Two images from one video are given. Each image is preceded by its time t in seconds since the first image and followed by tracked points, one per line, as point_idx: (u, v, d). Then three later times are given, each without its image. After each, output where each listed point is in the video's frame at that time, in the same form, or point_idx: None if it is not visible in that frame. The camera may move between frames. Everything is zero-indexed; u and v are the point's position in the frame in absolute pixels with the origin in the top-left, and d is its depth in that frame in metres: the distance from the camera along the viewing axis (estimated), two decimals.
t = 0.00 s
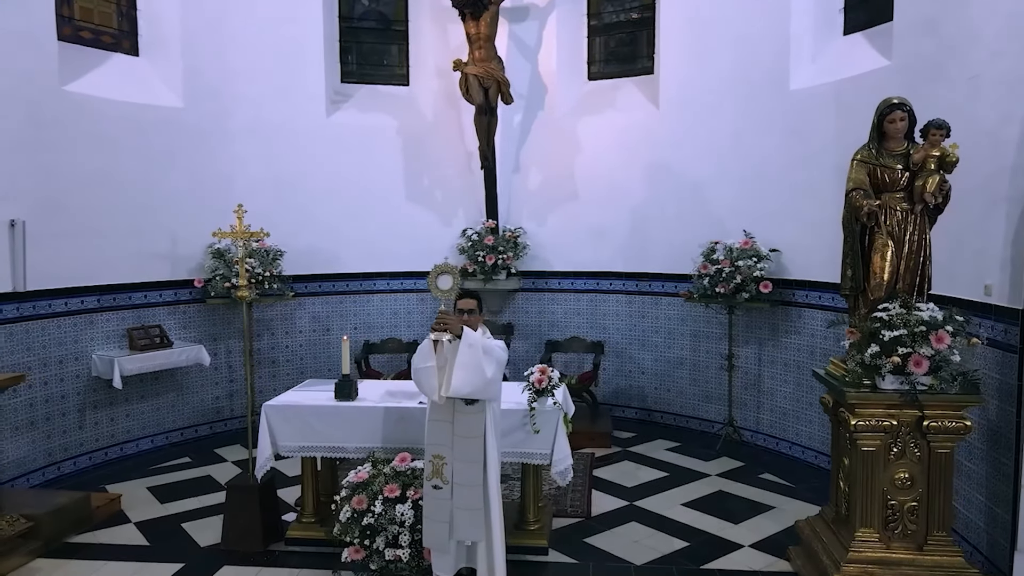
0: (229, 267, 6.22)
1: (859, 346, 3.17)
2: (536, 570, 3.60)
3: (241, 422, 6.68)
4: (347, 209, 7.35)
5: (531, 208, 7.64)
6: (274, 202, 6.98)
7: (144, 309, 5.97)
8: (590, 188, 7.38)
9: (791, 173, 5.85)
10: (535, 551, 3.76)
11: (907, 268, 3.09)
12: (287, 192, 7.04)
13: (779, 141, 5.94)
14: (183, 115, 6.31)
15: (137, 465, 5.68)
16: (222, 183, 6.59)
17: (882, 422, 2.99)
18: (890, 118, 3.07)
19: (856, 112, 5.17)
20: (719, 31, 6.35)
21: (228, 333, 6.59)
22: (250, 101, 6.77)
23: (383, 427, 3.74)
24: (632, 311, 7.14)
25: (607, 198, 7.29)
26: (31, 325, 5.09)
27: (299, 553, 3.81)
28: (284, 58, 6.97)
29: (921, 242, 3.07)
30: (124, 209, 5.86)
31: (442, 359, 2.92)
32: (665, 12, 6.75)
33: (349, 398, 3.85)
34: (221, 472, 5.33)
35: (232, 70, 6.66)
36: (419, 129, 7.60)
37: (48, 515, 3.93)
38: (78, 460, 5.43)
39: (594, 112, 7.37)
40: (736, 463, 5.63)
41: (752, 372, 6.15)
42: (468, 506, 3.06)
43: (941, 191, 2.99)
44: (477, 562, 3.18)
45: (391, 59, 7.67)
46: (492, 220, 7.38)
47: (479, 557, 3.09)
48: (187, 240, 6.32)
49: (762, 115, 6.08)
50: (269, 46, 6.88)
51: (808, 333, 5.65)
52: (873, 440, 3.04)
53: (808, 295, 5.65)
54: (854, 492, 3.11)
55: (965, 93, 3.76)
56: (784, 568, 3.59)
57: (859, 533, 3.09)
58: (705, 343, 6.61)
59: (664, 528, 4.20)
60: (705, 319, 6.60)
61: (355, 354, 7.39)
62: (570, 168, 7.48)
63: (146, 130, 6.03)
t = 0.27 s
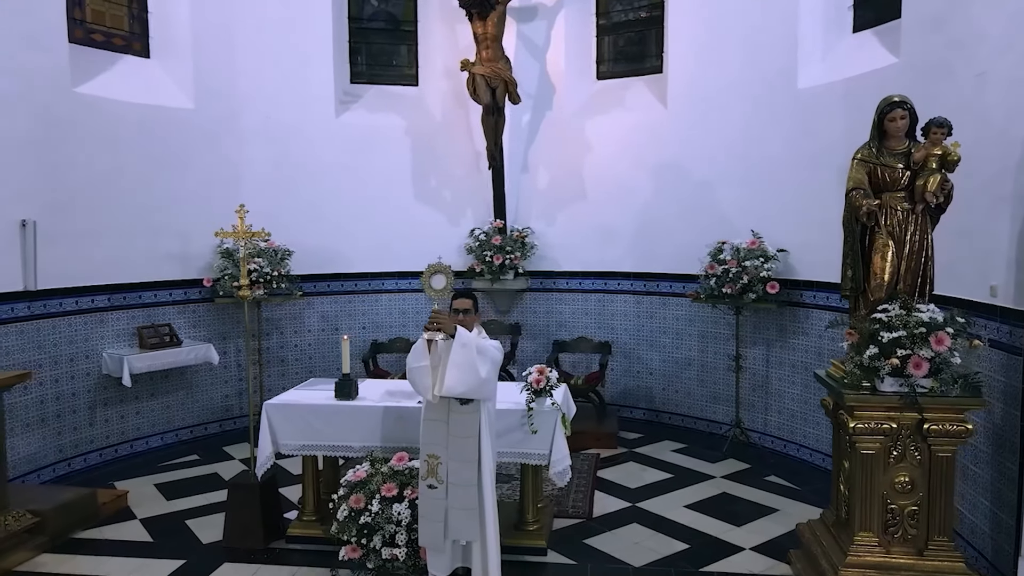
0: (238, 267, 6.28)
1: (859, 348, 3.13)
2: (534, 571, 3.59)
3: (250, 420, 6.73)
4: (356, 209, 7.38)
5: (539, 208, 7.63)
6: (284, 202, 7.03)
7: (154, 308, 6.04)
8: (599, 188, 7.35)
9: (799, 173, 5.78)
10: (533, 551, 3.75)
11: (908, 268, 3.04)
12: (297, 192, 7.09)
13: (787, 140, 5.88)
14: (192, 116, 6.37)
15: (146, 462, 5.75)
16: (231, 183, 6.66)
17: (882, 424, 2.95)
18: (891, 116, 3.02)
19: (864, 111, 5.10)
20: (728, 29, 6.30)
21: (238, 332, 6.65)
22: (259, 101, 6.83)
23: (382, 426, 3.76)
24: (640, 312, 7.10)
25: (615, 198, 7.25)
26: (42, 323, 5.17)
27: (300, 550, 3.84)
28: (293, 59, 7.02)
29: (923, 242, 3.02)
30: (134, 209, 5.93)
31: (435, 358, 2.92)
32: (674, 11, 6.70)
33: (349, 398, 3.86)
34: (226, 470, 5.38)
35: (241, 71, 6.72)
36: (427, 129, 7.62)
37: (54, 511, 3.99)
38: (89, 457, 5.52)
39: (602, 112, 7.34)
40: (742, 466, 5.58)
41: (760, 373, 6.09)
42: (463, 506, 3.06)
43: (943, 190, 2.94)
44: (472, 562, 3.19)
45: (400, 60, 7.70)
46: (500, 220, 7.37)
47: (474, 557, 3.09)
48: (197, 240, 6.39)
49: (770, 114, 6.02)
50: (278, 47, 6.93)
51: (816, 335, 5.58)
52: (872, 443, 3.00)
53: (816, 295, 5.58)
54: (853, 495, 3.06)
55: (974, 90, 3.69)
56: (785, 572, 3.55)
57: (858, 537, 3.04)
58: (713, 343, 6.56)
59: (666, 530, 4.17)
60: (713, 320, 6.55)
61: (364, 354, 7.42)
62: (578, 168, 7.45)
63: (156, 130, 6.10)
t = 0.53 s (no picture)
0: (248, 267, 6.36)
1: (858, 350, 3.08)
2: (532, 571, 3.58)
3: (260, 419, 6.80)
4: (366, 210, 7.42)
5: (549, 208, 7.61)
6: (294, 202, 7.09)
7: (165, 307, 6.12)
8: (608, 188, 7.32)
9: (809, 172, 5.71)
10: (532, 552, 3.75)
11: (909, 269, 2.99)
12: (307, 192, 7.15)
13: (797, 139, 5.81)
14: (204, 117, 6.45)
15: (157, 459, 5.83)
16: (242, 184, 6.73)
17: (881, 428, 2.90)
18: (891, 114, 2.97)
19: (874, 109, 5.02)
20: (738, 28, 6.24)
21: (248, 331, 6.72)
22: (270, 103, 6.90)
23: (381, 425, 3.77)
24: (649, 312, 7.06)
25: (625, 198, 7.22)
26: (54, 321, 5.27)
27: (301, 548, 3.86)
28: (304, 60, 7.08)
29: (924, 242, 2.96)
30: (146, 210, 6.02)
31: (429, 358, 2.93)
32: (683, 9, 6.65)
33: (349, 397, 3.88)
34: (234, 468, 5.44)
35: (252, 73, 6.80)
36: (437, 130, 7.65)
37: (63, 505, 4.07)
38: (101, 453, 5.61)
39: (612, 111, 7.30)
40: (749, 468, 5.52)
41: (768, 374, 6.03)
42: (457, 505, 3.07)
43: (944, 189, 2.89)
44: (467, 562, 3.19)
45: (411, 60, 7.73)
46: (509, 220, 7.37)
47: (468, 557, 3.09)
48: (208, 240, 6.47)
49: (780, 113, 5.96)
50: (289, 49, 6.99)
51: (825, 336, 5.51)
52: (872, 446, 2.95)
53: (825, 296, 5.51)
54: (852, 499, 3.01)
55: (984, 87, 3.62)
56: None
57: (857, 542, 2.99)
58: (722, 344, 6.50)
59: (667, 532, 4.14)
60: (722, 321, 6.49)
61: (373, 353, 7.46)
62: (588, 168, 7.43)
63: (168, 132, 6.19)
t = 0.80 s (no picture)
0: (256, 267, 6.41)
1: (857, 351, 3.05)
2: (529, 572, 3.58)
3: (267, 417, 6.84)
4: (373, 210, 7.45)
5: (556, 208, 7.60)
6: (302, 202, 7.14)
7: (174, 306, 6.18)
8: (615, 188, 7.29)
9: (816, 172, 5.66)
10: (531, 552, 3.75)
11: (909, 269, 2.96)
12: (315, 192, 7.19)
13: (804, 139, 5.76)
14: (212, 118, 6.51)
15: (165, 457, 5.89)
16: (250, 184, 6.79)
17: (879, 430, 2.87)
18: (891, 113, 2.94)
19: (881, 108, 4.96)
20: (745, 26, 6.19)
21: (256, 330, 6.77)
22: (278, 104, 6.95)
23: (380, 425, 3.79)
24: (656, 313, 7.02)
25: (632, 198, 7.19)
26: (63, 320, 5.35)
27: (301, 546, 3.89)
28: (312, 61, 7.12)
29: (925, 242, 2.92)
30: (154, 210, 6.09)
31: (423, 358, 2.92)
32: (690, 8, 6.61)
33: (349, 396, 3.90)
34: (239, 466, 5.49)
35: (261, 74, 6.84)
36: (445, 130, 7.66)
37: (68, 503, 4.12)
38: (110, 450, 5.69)
39: (619, 111, 7.27)
40: (754, 470, 5.48)
41: (775, 376, 5.98)
42: (452, 505, 3.07)
43: (945, 188, 2.85)
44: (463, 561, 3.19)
45: (419, 61, 7.75)
46: (515, 220, 7.37)
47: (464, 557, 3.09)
48: (216, 240, 6.52)
49: (787, 112, 5.91)
50: (297, 50, 7.04)
51: (832, 337, 5.45)
52: (870, 449, 2.91)
53: (832, 297, 5.46)
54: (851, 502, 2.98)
55: (991, 85, 3.56)
56: None
57: (856, 545, 2.96)
58: (729, 345, 6.46)
59: (668, 534, 4.12)
60: (729, 321, 6.45)
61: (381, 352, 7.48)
62: (595, 168, 7.40)
63: (176, 133, 6.25)
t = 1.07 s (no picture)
0: (265, 266, 6.47)
1: (855, 353, 3.01)
2: (527, 572, 3.58)
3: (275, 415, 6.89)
4: (381, 210, 7.48)
5: (564, 208, 7.58)
6: (311, 202, 7.18)
7: (183, 305, 6.25)
8: (623, 187, 7.26)
9: (824, 171, 5.60)
10: (529, 553, 3.74)
11: (908, 270, 2.92)
12: (322, 192, 7.23)
13: (813, 138, 5.70)
14: (222, 119, 6.58)
15: (173, 454, 5.97)
16: (259, 184, 6.85)
17: (877, 433, 2.83)
18: (890, 111, 2.90)
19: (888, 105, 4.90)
20: (753, 24, 6.14)
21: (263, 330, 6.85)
22: (288, 104, 7.00)
23: (379, 424, 3.80)
24: (664, 313, 6.98)
25: (639, 198, 7.16)
26: (74, 319, 5.43)
27: (301, 544, 3.92)
28: (321, 62, 7.17)
29: (924, 243, 2.89)
30: (164, 210, 6.16)
31: (417, 358, 2.93)
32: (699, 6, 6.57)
33: (349, 396, 3.92)
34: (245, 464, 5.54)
35: (270, 75, 6.91)
36: (453, 130, 7.67)
37: (74, 498, 4.16)
38: (120, 447, 5.77)
39: (627, 110, 7.24)
40: (760, 472, 5.43)
41: (782, 377, 5.92)
42: (446, 505, 3.08)
43: (944, 188, 2.81)
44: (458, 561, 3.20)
45: (428, 61, 7.77)
46: (523, 220, 7.37)
47: (458, 557, 3.09)
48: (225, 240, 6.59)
49: (795, 111, 5.86)
50: (306, 51, 7.09)
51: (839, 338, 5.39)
52: (868, 452, 2.87)
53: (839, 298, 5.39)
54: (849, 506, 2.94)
55: (998, 84, 3.50)
56: None
57: (853, 550, 2.91)
58: (737, 345, 6.41)
59: (669, 535, 4.10)
60: (737, 322, 6.40)
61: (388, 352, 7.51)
62: (604, 167, 7.37)
63: (186, 133, 6.32)
